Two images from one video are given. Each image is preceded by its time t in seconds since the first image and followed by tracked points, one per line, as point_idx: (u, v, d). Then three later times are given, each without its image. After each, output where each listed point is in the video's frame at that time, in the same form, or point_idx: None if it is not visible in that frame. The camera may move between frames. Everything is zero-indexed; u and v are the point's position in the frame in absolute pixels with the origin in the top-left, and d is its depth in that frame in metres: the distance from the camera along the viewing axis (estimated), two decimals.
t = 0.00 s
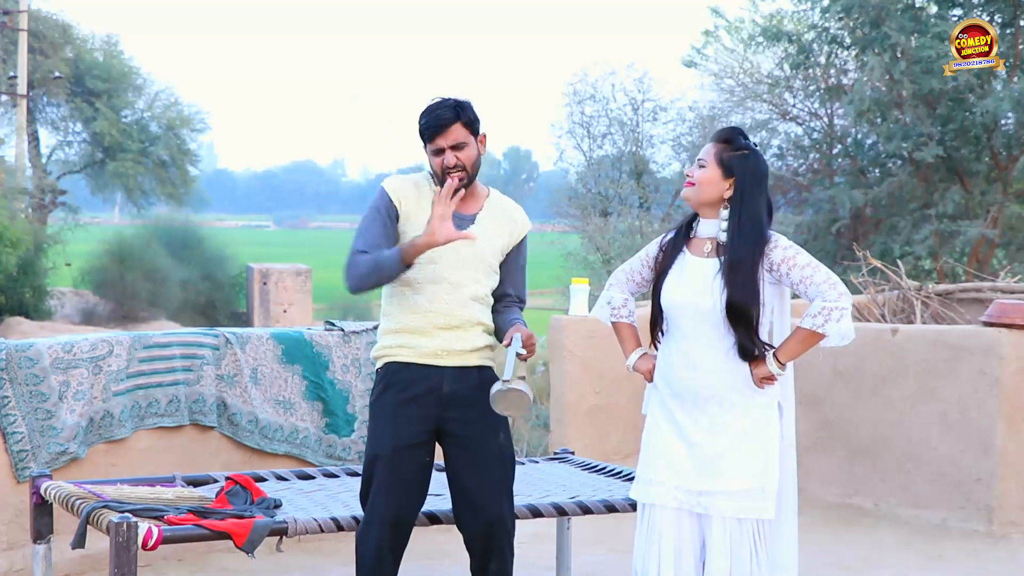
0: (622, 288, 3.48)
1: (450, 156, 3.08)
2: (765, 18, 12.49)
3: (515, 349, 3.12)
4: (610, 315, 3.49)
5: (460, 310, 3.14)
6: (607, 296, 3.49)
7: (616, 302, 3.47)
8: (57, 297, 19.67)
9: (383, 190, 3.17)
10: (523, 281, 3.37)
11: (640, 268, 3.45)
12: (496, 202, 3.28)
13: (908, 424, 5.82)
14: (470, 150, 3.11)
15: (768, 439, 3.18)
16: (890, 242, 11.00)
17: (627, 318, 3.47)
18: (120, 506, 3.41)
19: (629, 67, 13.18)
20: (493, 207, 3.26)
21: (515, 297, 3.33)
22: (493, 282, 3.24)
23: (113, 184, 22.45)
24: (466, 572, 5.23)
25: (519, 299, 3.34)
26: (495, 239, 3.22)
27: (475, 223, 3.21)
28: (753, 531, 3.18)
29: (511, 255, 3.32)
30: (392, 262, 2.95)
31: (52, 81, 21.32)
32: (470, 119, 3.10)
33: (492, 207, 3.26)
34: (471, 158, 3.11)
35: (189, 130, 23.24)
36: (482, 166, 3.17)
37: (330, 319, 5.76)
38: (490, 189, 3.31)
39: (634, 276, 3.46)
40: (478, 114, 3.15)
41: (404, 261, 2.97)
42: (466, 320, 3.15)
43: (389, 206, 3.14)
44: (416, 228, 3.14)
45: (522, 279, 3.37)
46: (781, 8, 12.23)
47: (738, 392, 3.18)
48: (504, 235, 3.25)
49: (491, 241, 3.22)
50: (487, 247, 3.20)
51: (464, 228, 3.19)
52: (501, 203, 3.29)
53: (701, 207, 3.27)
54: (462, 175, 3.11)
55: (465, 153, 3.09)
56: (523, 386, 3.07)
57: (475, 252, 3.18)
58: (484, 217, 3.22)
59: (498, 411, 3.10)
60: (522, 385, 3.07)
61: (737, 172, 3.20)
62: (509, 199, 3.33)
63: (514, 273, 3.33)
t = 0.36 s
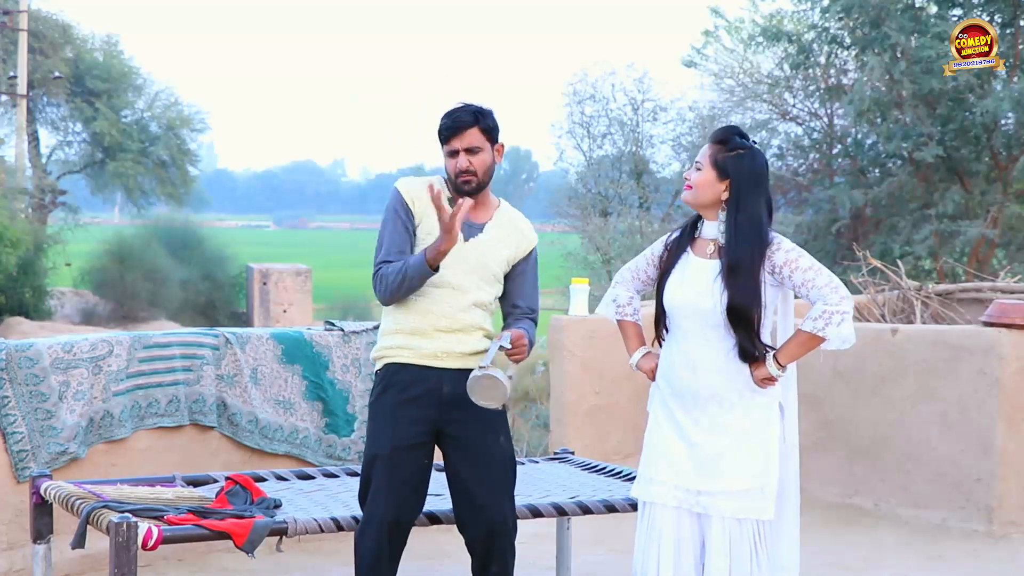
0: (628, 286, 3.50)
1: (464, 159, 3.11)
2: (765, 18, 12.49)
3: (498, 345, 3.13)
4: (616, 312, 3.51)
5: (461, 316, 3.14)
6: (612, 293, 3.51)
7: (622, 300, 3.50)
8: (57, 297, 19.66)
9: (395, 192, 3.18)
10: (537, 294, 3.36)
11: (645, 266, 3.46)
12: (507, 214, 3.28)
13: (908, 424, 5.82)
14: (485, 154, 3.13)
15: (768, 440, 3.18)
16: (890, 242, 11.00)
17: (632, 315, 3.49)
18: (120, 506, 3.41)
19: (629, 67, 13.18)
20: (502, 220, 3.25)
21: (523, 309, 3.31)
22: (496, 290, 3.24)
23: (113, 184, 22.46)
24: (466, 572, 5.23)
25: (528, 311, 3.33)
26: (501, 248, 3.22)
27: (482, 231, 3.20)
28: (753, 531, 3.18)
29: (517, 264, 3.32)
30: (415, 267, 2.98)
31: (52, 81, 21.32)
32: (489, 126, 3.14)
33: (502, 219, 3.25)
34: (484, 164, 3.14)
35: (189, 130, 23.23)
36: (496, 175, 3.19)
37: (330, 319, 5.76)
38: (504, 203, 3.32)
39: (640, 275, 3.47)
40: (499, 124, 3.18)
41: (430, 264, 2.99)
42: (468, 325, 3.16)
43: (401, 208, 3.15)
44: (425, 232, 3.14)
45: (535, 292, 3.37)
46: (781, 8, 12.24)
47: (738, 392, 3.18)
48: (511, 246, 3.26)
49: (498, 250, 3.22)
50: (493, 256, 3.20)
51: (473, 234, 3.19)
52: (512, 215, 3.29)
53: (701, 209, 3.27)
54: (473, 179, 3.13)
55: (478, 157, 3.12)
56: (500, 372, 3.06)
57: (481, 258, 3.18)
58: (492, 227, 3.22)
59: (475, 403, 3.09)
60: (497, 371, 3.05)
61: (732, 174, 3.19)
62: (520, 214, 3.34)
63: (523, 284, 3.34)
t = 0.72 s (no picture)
0: (632, 286, 3.51)
1: (476, 155, 3.15)
2: (765, 18, 12.49)
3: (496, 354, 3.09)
4: (619, 312, 3.52)
5: (467, 316, 3.14)
6: (616, 294, 3.52)
7: (626, 300, 3.51)
8: (57, 297, 19.64)
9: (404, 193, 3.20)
10: (552, 297, 3.35)
11: (648, 266, 3.47)
12: (521, 215, 3.29)
13: (908, 424, 5.82)
14: (496, 151, 3.16)
15: (769, 440, 3.18)
16: (890, 242, 10.99)
17: (636, 315, 3.51)
18: (120, 506, 3.41)
19: (629, 67, 13.18)
20: (516, 219, 3.26)
21: (539, 313, 3.30)
22: (508, 291, 3.24)
23: (113, 184, 22.45)
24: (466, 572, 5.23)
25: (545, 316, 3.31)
26: (509, 248, 3.21)
27: (493, 231, 3.21)
28: (754, 532, 3.18)
29: (532, 266, 3.31)
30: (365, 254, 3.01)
31: (52, 81, 21.33)
32: (499, 123, 3.17)
33: (512, 219, 3.26)
34: (495, 161, 3.17)
35: (189, 130, 23.22)
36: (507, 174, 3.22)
37: (330, 319, 5.76)
38: (517, 203, 3.34)
39: (644, 275, 3.48)
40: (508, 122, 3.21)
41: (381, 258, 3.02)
42: (476, 324, 3.16)
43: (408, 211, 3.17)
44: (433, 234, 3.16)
45: (551, 295, 3.36)
46: (781, 8, 12.23)
47: (739, 393, 3.17)
48: (524, 247, 3.25)
49: (509, 253, 3.21)
50: (504, 256, 3.20)
51: (481, 234, 3.20)
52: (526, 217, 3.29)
53: (702, 213, 3.27)
54: (484, 177, 3.16)
55: (490, 153, 3.15)
56: (489, 385, 3.02)
57: (490, 259, 3.18)
58: (503, 228, 3.22)
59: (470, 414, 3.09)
60: (486, 383, 3.02)
61: (732, 179, 3.18)
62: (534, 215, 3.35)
63: (537, 287, 3.33)
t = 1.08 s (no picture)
0: (631, 290, 3.51)
1: (462, 152, 3.14)
2: (766, 18, 12.48)
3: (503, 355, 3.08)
4: (619, 317, 3.52)
5: (472, 315, 3.14)
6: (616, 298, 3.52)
7: (625, 303, 3.51)
8: (57, 297, 19.63)
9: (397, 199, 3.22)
10: (557, 287, 3.33)
11: (648, 269, 3.47)
12: (520, 207, 3.28)
13: (908, 424, 5.82)
14: (484, 146, 3.15)
15: (770, 440, 3.18)
16: (890, 242, 11.00)
17: (636, 319, 3.50)
18: (120, 506, 3.42)
19: (629, 67, 13.17)
20: (516, 209, 3.26)
21: (546, 303, 3.29)
22: (514, 286, 3.24)
23: (113, 184, 22.46)
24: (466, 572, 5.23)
25: (554, 307, 3.31)
26: (511, 243, 3.21)
27: (492, 227, 3.21)
28: (755, 531, 3.18)
29: (536, 257, 3.29)
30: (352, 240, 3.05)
31: (52, 81, 21.35)
32: (487, 118, 3.16)
33: (511, 211, 3.25)
34: (482, 156, 3.15)
35: (189, 130, 23.19)
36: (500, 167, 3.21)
37: (330, 319, 5.75)
38: (519, 195, 3.33)
39: (643, 278, 3.48)
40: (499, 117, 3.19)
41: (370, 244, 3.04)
42: (483, 323, 3.16)
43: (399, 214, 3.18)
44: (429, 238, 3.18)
45: (557, 284, 3.35)
46: (781, 8, 12.23)
47: (740, 391, 3.17)
48: (525, 240, 3.24)
49: (511, 247, 3.21)
50: (506, 251, 3.20)
51: (480, 231, 3.19)
52: (525, 209, 3.28)
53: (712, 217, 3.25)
54: (472, 172, 3.16)
55: (476, 150, 3.14)
56: (496, 388, 3.01)
57: (491, 257, 3.18)
58: (502, 223, 3.22)
59: (479, 415, 3.08)
60: (493, 385, 3.01)
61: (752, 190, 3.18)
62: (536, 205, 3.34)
63: (544, 277, 3.31)
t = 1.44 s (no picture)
0: (628, 292, 3.52)
1: (462, 146, 3.13)
2: (766, 18, 12.48)
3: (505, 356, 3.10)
4: (617, 318, 3.52)
5: (469, 320, 3.15)
6: (613, 300, 3.53)
7: (623, 305, 3.51)
8: (57, 297, 19.63)
9: (393, 198, 3.20)
10: (550, 291, 3.32)
11: (647, 271, 3.48)
12: (518, 207, 3.28)
13: (908, 424, 5.82)
14: (484, 141, 3.14)
15: (773, 439, 3.19)
16: (890, 242, 11.00)
17: (634, 320, 3.50)
18: (120, 506, 3.42)
19: (629, 67, 13.17)
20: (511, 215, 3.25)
21: (539, 307, 3.28)
22: (507, 293, 3.24)
23: (113, 184, 22.46)
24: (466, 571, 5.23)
25: (545, 311, 3.29)
26: (506, 248, 3.20)
27: (488, 232, 3.20)
28: (759, 531, 3.17)
29: (532, 260, 3.29)
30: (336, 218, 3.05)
31: (52, 81, 21.36)
32: (488, 115, 3.15)
33: (506, 217, 3.24)
34: (482, 152, 3.15)
35: (189, 130, 23.18)
36: (500, 164, 3.20)
37: (330, 319, 5.75)
38: (516, 199, 3.31)
39: (641, 280, 3.50)
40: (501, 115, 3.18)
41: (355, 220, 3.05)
42: (480, 330, 3.16)
43: (395, 216, 3.19)
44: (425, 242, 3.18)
45: (551, 290, 3.33)
46: (781, 8, 12.22)
47: (744, 390, 3.17)
48: (521, 244, 3.24)
49: (507, 251, 3.21)
50: (502, 255, 3.20)
51: (475, 235, 3.19)
52: (522, 208, 3.29)
53: (721, 216, 3.28)
54: (472, 168, 3.15)
55: (476, 144, 3.13)
56: (505, 384, 3.06)
57: (487, 263, 3.18)
58: (499, 225, 3.22)
59: (484, 416, 3.10)
60: (503, 382, 3.06)
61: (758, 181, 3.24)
62: (533, 204, 3.34)
63: (539, 281, 3.30)
